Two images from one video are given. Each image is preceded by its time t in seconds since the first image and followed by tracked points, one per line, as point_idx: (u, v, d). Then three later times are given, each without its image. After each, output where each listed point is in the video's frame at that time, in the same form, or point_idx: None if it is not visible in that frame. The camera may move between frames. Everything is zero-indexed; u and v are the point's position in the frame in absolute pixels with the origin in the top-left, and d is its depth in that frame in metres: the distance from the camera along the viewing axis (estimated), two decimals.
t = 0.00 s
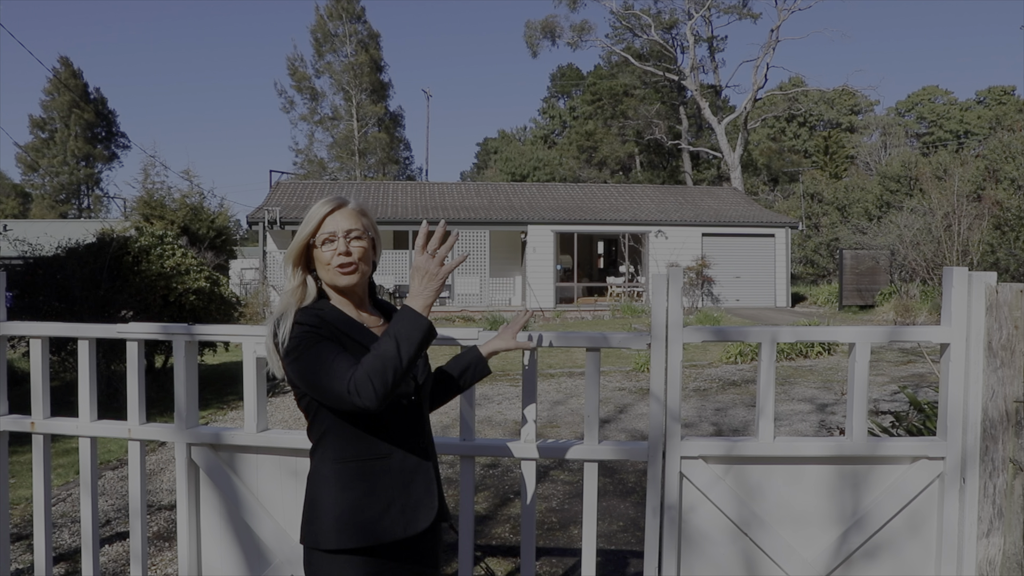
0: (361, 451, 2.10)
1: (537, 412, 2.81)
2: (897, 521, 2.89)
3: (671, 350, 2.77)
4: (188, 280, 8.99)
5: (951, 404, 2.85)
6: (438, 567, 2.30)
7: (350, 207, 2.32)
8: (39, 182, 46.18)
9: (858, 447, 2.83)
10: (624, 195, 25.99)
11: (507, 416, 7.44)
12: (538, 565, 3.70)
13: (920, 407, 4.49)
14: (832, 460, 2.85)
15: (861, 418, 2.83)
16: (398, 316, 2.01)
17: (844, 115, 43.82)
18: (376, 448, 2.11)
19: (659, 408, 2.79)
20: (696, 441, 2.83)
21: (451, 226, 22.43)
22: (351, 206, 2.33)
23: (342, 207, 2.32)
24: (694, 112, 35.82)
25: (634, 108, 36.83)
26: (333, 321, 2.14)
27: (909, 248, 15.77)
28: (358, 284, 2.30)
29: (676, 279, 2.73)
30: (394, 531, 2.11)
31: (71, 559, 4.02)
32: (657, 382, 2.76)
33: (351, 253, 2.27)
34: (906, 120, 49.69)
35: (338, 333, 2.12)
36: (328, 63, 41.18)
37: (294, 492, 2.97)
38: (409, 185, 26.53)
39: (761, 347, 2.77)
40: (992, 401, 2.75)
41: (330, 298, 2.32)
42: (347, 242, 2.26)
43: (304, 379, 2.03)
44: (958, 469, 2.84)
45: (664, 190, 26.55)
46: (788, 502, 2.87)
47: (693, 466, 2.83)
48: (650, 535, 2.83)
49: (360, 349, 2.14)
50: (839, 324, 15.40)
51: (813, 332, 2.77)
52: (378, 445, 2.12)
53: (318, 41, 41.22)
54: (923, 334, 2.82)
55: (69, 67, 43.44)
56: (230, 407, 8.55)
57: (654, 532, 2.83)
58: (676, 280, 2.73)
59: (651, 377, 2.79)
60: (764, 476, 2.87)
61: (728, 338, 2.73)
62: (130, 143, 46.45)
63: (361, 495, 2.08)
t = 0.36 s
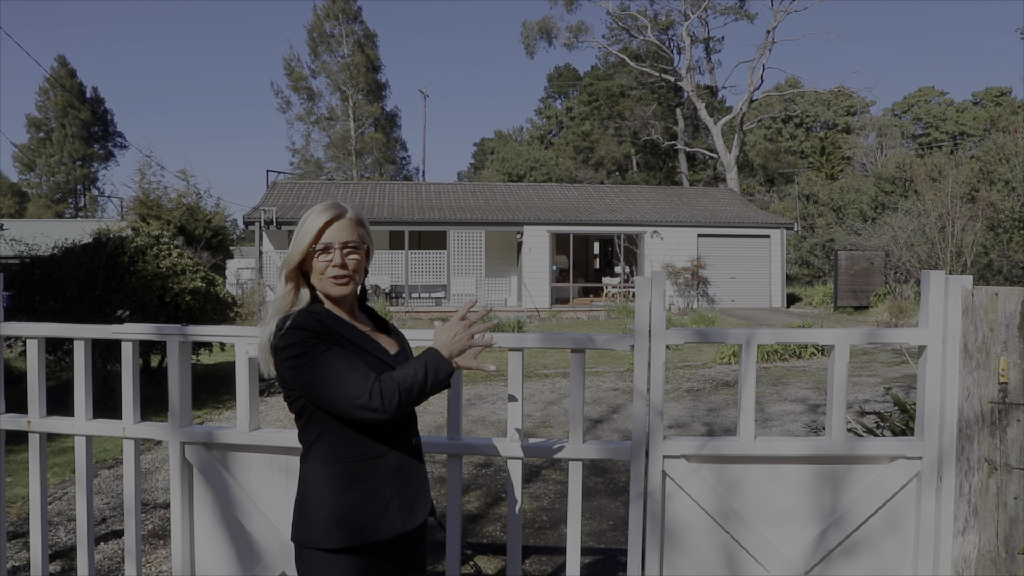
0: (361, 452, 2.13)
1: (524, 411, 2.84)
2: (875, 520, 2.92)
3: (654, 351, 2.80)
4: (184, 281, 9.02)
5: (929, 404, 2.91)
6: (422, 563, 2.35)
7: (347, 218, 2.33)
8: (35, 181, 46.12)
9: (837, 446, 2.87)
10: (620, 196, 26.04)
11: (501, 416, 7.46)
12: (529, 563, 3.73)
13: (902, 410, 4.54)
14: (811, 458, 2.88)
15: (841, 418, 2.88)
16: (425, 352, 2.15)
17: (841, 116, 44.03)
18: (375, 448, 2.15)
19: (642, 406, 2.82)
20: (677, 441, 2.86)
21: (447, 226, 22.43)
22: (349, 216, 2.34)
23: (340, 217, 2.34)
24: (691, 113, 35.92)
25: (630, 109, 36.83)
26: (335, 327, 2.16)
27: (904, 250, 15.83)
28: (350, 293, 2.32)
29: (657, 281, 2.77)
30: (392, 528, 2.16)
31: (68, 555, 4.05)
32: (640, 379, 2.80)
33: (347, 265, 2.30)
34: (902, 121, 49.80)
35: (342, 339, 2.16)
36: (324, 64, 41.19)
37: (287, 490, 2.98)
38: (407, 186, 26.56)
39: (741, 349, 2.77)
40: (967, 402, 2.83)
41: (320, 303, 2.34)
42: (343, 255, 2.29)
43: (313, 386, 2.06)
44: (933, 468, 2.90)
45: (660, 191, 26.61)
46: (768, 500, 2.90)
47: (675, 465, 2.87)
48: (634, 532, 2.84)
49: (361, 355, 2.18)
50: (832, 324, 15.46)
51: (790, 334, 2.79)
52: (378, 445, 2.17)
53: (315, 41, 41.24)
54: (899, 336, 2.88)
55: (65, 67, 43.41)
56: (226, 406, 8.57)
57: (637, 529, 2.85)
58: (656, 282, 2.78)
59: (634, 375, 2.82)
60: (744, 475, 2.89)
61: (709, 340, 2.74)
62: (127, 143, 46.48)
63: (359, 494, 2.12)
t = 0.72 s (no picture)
0: (357, 450, 2.15)
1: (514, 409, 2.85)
2: (861, 516, 2.94)
3: (641, 349, 2.81)
4: (184, 283, 9.06)
5: (914, 401, 2.92)
6: (414, 560, 2.36)
7: (344, 221, 2.35)
8: (36, 185, 46.12)
9: (823, 444, 2.88)
10: (619, 195, 26.04)
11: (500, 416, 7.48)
12: (525, 560, 3.76)
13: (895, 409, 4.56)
14: (798, 455, 2.90)
15: (827, 416, 2.88)
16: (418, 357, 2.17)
17: (841, 114, 43.96)
18: (368, 447, 2.17)
19: (630, 405, 2.83)
20: (667, 438, 2.88)
21: (447, 227, 22.44)
22: (346, 220, 2.36)
23: (337, 220, 2.36)
24: (690, 112, 35.92)
25: (630, 108, 36.81)
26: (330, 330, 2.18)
27: (903, 248, 15.84)
28: (346, 296, 2.35)
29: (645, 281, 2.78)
30: (383, 525, 2.17)
31: (69, 555, 4.07)
32: (629, 377, 2.81)
33: (343, 269, 2.32)
34: (902, 119, 49.70)
35: (338, 339, 2.18)
36: (324, 65, 41.25)
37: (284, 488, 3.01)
38: (407, 187, 26.59)
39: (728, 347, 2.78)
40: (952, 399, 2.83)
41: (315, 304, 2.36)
42: (340, 258, 2.31)
43: (309, 383, 2.08)
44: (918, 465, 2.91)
45: (660, 190, 26.60)
46: (756, 496, 2.91)
47: (664, 462, 2.88)
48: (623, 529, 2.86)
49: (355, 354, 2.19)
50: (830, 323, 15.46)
51: (777, 332, 2.78)
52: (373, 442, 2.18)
53: (314, 42, 41.28)
54: (884, 334, 2.88)
55: (66, 70, 43.50)
56: (227, 407, 8.59)
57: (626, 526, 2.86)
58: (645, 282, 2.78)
59: (622, 375, 2.82)
60: (732, 472, 2.91)
61: (695, 339, 2.75)
62: (128, 146, 46.55)
63: (352, 489, 2.14)
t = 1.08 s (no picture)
0: (345, 451, 2.17)
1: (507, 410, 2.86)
2: (853, 516, 2.94)
3: (633, 352, 2.82)
4: (186, 284, 9.08)
5: (904, 402, 2.92)
6: (404, 559, 2.37)
7: (334, 224, 2.36)
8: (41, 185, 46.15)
9: (814, 444, 2.89)
10: (622, 194, 26.02)
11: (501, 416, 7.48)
12: (523, 560, 3.77)
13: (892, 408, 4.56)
14: (790, 456, 2.90)
15: (818, 415, 2.88)
16: (405, 359, 2.17)
17: (846, 112, 43.80)
18: (356, 448, 2.18)
19: (621, 407, 2.83)
20: (659, 439, 2.88)
21: (451, 226, 22.46)
22: (336, 223, 2.37)
23: (327, 223, 2.36)
24: (694, 110, 35.86)
25: (633, 107, 36.79)
26: (318, 332, 2.19)
27: (907, 247, 15.79)
28: (335, 299, 2.37)
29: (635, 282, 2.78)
30: (372, 525, 2.18)
31: (69, 555, 4.09)
32: (619, 380, 2.81)
33: (333, 272, 2.33)
34: (907, 117, 49.57)
35: (326, 342, 2.19)
36: (327, 65, 41.34)
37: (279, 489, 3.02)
38: (410, 186, 26.61)
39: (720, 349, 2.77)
40: (942, 399, 2.83)
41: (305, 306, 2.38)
42: (329, 262, 2.32)
43: (297, 387, 2.09)
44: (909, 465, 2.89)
45: (663, 189, 26.57)
46: (748, 497, 2.92)
47: (656, 463, 2.89)
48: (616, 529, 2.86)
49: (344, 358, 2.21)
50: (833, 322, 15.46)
51: (768, 333, 2.77)
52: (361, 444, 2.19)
53: (317, 43, 41.34)
54: (874, 334, 2.88)
55: (71, 72, 43.67)
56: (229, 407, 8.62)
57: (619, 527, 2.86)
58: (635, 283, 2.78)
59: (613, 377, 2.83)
60: (723, 473, 2.92)
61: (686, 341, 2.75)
62: (132, 146, 46.64)
63: (341, 491, 2.15)
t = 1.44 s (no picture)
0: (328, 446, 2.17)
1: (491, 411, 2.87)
2: (836, 517, 2.94)
3: (617, 353, 2.84)
4: (184, 284, 9.07)
5: (888, 404, 2.92)
6: (387, 558, 2.39)
7: (311, 227, 2.38)
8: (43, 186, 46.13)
9: (797, 445, 2.89)
10: (623, 194, 26.00)
11: (497, 416, 7.49)
12: (515, 560, 3.77)
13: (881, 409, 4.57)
14: (772, 456, 2.90)
15: (801, 415, 2.89)
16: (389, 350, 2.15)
17: (848, 111, 43.75)
18: (337, 445, 2.18)
19: (606, 409, 2.84)
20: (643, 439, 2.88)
21: (451, 226, 22.47)
22: (314, 225, 2.39)
23: (304, 225, 2.38)
24: (695, 110, 35.88)
25: (635, 108, 36.95)
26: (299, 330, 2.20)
27: (906, 246, 15.78)
28: (314, 300, 2.38)
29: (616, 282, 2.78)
30: (352, 523, 2.19)
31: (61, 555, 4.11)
32: (604, 382, 2.82)
33: (311, 273, 2.35)
34: (909, 117, 49.51)
35: (306, 339, 2.20)
36: (329, 65, 41.37)
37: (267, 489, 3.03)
38: (411, 187, 26.63)
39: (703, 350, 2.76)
40: (925, 400, 2.84)
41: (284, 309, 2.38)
42: (308, 262, 2.33)
43: (280, 382, 2.09)
44: (893, 466, 2.90)
45: (663, 189, 26.56)
46: (731, 497, 2.92)
47: (639, 464, 2.89)
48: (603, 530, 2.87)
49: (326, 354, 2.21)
50: (832, 322, 15.47)
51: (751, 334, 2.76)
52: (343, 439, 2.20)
53: (318, 42, 41.35)
54: (856, 336, 2.90)
55: (73, 72, 43.72)
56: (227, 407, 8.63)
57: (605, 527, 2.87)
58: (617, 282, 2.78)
59: (597, 379, 2.83)
60: (707, 473, 2.92)
61: (669, 341, 2.75)
62: (134, 147, 46.72)
63: (321, 487, 2.16)
